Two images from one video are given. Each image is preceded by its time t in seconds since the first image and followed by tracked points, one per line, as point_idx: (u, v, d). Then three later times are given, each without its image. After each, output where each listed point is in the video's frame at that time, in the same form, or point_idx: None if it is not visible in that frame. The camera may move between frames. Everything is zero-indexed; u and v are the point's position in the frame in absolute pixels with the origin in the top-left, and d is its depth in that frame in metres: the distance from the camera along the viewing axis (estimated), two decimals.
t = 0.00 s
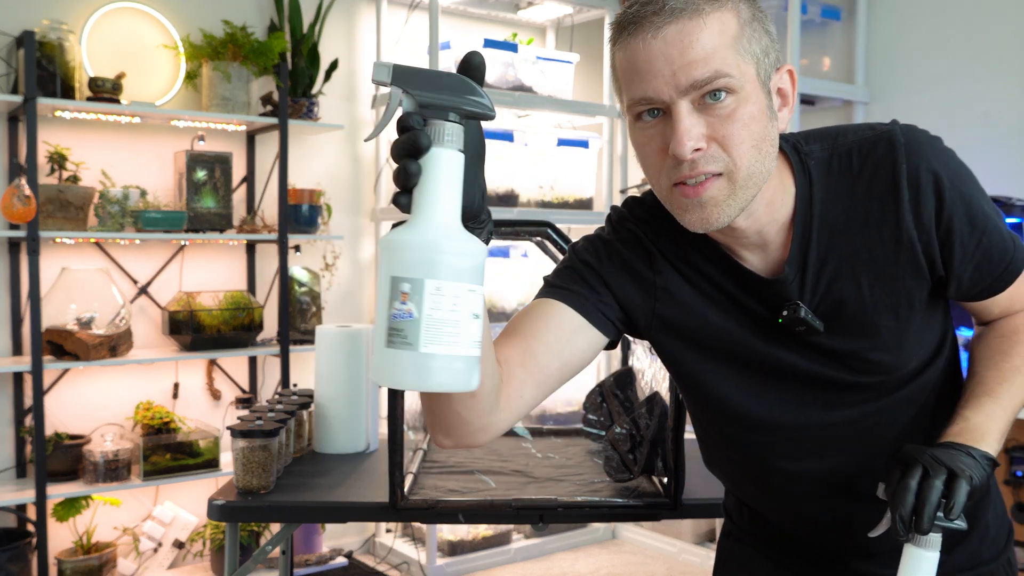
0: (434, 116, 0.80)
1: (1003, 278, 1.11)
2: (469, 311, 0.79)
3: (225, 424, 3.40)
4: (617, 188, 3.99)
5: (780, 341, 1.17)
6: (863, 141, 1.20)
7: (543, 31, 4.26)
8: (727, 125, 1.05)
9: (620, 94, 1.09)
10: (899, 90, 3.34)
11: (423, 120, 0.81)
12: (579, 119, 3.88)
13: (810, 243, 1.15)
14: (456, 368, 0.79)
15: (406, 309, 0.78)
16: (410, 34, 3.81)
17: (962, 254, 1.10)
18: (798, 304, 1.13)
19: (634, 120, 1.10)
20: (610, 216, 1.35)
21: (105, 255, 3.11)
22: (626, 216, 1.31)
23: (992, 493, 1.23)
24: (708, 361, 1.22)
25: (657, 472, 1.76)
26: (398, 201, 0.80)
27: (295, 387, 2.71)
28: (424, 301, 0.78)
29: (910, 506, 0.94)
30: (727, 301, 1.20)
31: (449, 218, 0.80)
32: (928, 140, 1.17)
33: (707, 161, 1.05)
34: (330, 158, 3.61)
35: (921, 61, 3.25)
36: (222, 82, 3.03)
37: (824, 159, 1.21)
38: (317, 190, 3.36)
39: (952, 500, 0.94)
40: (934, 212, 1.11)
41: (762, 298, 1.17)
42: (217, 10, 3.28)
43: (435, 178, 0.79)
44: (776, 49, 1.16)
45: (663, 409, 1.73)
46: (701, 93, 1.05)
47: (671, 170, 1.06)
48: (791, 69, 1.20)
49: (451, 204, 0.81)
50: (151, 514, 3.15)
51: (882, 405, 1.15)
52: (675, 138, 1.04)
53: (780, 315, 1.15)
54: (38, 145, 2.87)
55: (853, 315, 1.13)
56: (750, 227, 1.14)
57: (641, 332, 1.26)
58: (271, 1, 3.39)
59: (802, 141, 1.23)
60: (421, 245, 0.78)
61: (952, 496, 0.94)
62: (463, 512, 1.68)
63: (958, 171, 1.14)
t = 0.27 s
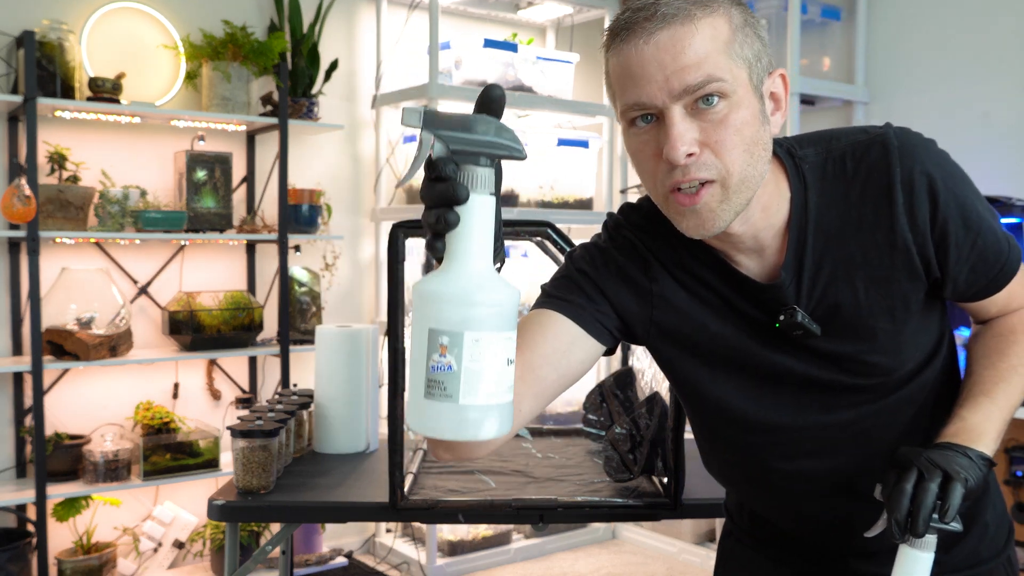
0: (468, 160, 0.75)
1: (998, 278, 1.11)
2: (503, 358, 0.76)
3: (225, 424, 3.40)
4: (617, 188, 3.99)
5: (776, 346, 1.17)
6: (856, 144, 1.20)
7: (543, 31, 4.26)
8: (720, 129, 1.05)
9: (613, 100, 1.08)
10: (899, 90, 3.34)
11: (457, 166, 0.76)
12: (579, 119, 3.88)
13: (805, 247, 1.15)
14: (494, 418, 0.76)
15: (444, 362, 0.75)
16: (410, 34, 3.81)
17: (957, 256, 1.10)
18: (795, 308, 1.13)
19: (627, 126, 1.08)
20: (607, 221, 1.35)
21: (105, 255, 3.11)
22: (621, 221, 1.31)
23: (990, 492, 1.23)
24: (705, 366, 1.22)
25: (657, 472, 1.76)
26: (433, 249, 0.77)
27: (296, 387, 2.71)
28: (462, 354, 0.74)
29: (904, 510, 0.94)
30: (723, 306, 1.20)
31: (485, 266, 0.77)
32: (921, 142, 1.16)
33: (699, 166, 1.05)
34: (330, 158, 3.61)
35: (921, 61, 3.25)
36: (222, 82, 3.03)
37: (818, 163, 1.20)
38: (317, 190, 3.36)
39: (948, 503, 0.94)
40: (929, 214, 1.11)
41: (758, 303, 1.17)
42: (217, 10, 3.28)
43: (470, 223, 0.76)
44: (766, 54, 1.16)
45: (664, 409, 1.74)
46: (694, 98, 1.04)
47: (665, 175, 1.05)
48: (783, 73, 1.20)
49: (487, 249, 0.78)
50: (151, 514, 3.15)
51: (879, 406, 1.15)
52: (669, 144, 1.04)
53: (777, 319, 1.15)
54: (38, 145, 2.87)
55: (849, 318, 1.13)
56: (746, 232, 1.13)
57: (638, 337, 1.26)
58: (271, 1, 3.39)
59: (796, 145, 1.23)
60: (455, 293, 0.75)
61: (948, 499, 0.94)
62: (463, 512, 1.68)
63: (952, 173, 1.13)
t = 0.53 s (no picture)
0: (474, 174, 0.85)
1: (993, 277, 1.10)
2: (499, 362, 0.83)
3: (225, 424, 3.40)
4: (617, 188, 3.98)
5: (769, 348, 1.17)
6: (847, 146, 1.20)
7: (542, 31, 4.26)
8: (707, 133, 1.06)
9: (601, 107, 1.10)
10: (899, 90, 3.34)
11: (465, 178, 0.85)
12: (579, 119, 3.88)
13: (797, 249, 1.15)
14: (497, 420, 0.83)
15: (461, 367, 0.81)
16: (410, 34, 3.81)
17: (949, 255, 1.10)
18: (788, 309, 1.13)
19: (616, 134, 1.10)
20: (600, 227, 1.35)
21: (105, 255, 3.11)
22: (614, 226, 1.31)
23: (989, 492, 1.22)
24: (699, 369, 1.22)
25: (657, 472, 1.76)
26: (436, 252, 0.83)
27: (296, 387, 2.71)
28: (477, 358, 0.81)
29: (889, 512, 0.95)
30: (716, 309, 1.20)
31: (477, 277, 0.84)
32: (912, 143, 1.16)
33: (688, 171, 1.06)
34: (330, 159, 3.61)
35: (921, 61, 3.25)
36: (222, 82, 3.03)
37: (809, 165, 1.20)
38: (317, 190, 3.36)
39: (932, 505, 0.94)
40: (920, 214, 1.11)
41: (751, 305, 1.17)
42: (217, 10, 3.28)
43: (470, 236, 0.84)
44: (753, 55, 1.16)
45: (664, 409, 1.74)
46: (679, 103, 1.05)
47: (654, 180, 1.07)
48: (770, 74, 1.21)
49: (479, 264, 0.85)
50: (151, 514, 3.15)
51: (875, 407, 1.14)
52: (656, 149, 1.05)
53: (769, 322, 1.15)
54: (38, 145, 2.87)
55: (842, 321, 1.13)
56: (736, 234, 1.15)
57: (633, 341, 1.26)
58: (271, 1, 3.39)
59: (787, 147, 1.23)
60: (452, 302, 0.82)
61: (932, 502, 0.94)
62: (463, 512, 1.67)
63: (944, 172, 1.13)
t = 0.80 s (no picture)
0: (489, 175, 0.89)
1: (992, 277, 1.10)
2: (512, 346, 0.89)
3: (225, 424, 3.40)
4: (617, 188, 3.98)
5: (767, 347, 1.17)
6: (845, 144, 1.19)
7: (542, 31, 4.27)
8: (702, 128, 1.06)
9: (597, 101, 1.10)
10: (899, 90, 3.34)
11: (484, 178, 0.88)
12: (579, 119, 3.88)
13: (794, 247, 1.15)
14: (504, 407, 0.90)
15: (494, 357, 0.86)
16: (410, 34, 3.81)
17: (948, 254, 1.10)
18: (784, 307, 1.13)
19: (612, 128, 1.11)
20: (598, 227, 1.35)
21: (105, 255, 3.11)
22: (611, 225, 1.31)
23: (990, 493, 1.23)
24: (697, 369, 1.23)
25: (657, 472, 1.76)
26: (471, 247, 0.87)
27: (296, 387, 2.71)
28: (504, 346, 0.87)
29: (884, 513, 0.94)
30: (715, 308, 1.21)
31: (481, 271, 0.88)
32: (911, 141, 1.16)
33: (683, 165, 1.06)
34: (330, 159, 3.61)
35: (921, 61, 3.25)
36: (222, 82, 3.03)
37: (807, 163, 1.20)
38: (317, 190, 3.36)
39: (927, 506, 0.94)
40: (918, 213, 1.11)
41: (749, 304, 1.17)
42: (217, 10, 3.28)
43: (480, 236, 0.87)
44: (750, 53, 1.17)
45: (664, 409, 1.74)
46: (674, 97, 1.05)
47: (649, 174, 1.07)
48: (767, 71, 1.21)
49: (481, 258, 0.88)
50: (151, 514, 3.15)
51: (875, 406, 1.14)
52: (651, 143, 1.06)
53: (767, 319, 1.15)
54: (38, 145, 2.86)
55: (840, 319, 1.13)
56: (734, 231, 1.15)
57: (632, 340, 1.26)
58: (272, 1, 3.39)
59: (785, 146, 1.23)
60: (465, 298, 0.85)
61: (926, 500, 0.94)
62: (463, 512, 1.67)
63: (943, 172, 1.13)
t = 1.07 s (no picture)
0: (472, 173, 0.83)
1: (990, 283, 1.10)
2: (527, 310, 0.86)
3: (225, 424, 3.40)
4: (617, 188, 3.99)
5: (764, 354, 1.18)
6: (842, 150, 1.20)
7: (542, 31, 4.26)
8: (694, 142, 1.06)
9: (587, 115, 1.10)
10: (899, 90, 3.34)
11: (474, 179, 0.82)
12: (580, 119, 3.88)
13: (790, 254, 1.16)
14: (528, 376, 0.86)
15: (519, 320, 0.83)
16: (410, 34, 3.81)
17: (945, 261, 1.09)
18: (780, 316, 1.12)
19: (604, 143, 1.10)
20: (596, 232, 1.36)
21: (105, 255, 3.11)
22: (609, 231, 1.32)
23: (991, 494, 1.22)
24: (695, 375, 1.23)
25: (657, 472, 1.76)
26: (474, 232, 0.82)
27: (296, 387, 2.71)
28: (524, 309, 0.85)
29: (887, 527, 0.94)
30: (712, 315, 1.21)
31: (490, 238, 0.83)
32: (908, 146, 1.16)
33: (675, 180, 1.06)
34: (330, 158, 3.61)
35: (921, 61, 3.25)
36: (222, 82, 3.03)
37: (803, 169, 1.21)
38: (317, 190, 3.36)
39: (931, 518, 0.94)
40: (915, 218, 1.11)
41: (744, 310, 1.18)
42: (217, 10, 3.29)
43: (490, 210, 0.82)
44: (739, 63, 1.17)
45: (664, 409, 1.74)
46: (665, 112, 1.05)
47: (643, 189, 1.07)
48: (758, 80, 1.22)
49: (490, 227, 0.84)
50: (151, 514, 3.15)
51: (874, 412, 1.14)
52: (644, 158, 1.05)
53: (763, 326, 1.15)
54: (38, 145, 2.86)
55: (837, 326, 1.13)
56: (729, 241, 1.15)
57: (631, 347, 1.26)
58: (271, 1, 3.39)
59: (782, 152, 1.24)
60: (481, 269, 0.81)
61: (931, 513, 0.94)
62: (463, 512, 1.67)
63: (941, 178, 1.12)
